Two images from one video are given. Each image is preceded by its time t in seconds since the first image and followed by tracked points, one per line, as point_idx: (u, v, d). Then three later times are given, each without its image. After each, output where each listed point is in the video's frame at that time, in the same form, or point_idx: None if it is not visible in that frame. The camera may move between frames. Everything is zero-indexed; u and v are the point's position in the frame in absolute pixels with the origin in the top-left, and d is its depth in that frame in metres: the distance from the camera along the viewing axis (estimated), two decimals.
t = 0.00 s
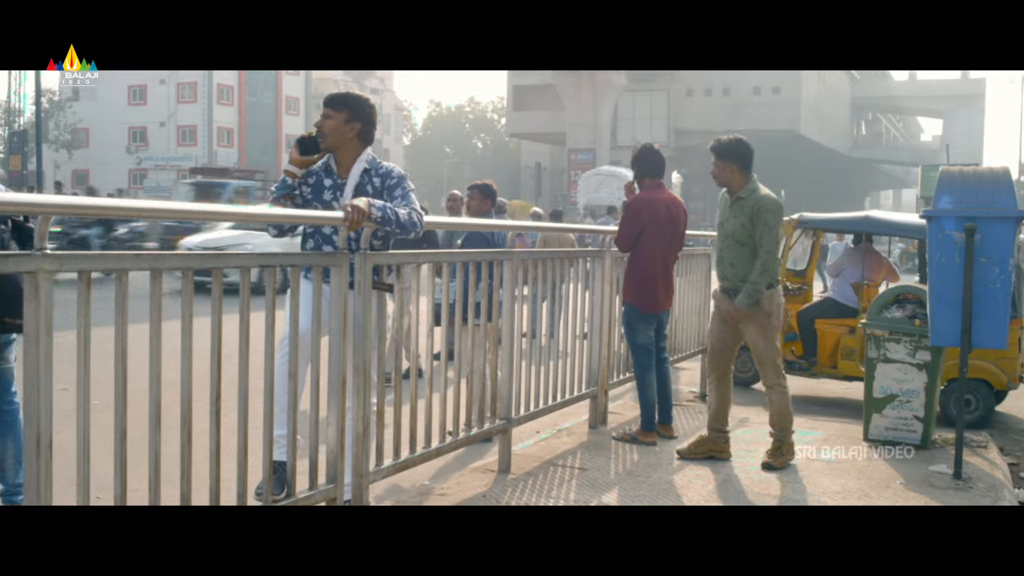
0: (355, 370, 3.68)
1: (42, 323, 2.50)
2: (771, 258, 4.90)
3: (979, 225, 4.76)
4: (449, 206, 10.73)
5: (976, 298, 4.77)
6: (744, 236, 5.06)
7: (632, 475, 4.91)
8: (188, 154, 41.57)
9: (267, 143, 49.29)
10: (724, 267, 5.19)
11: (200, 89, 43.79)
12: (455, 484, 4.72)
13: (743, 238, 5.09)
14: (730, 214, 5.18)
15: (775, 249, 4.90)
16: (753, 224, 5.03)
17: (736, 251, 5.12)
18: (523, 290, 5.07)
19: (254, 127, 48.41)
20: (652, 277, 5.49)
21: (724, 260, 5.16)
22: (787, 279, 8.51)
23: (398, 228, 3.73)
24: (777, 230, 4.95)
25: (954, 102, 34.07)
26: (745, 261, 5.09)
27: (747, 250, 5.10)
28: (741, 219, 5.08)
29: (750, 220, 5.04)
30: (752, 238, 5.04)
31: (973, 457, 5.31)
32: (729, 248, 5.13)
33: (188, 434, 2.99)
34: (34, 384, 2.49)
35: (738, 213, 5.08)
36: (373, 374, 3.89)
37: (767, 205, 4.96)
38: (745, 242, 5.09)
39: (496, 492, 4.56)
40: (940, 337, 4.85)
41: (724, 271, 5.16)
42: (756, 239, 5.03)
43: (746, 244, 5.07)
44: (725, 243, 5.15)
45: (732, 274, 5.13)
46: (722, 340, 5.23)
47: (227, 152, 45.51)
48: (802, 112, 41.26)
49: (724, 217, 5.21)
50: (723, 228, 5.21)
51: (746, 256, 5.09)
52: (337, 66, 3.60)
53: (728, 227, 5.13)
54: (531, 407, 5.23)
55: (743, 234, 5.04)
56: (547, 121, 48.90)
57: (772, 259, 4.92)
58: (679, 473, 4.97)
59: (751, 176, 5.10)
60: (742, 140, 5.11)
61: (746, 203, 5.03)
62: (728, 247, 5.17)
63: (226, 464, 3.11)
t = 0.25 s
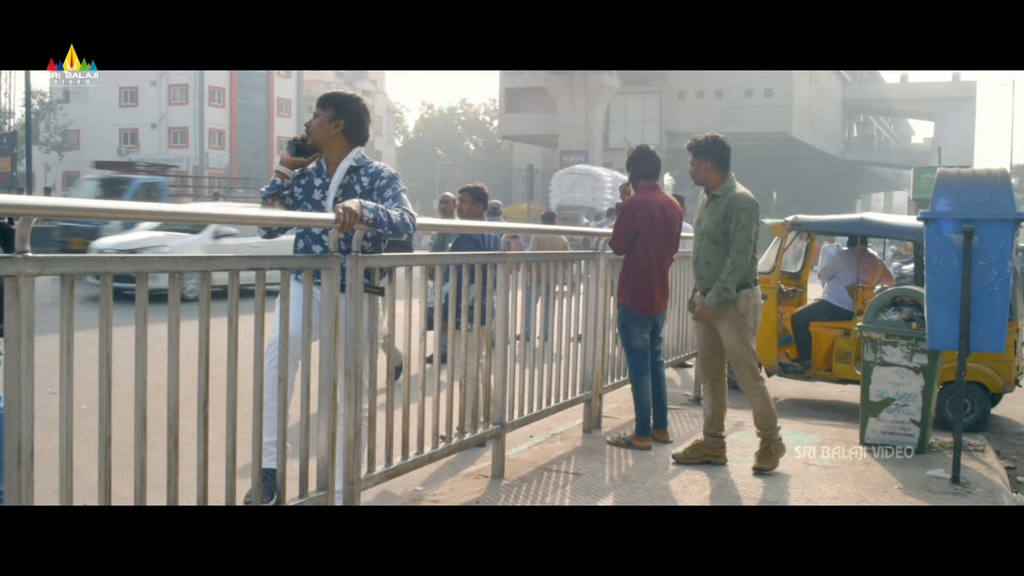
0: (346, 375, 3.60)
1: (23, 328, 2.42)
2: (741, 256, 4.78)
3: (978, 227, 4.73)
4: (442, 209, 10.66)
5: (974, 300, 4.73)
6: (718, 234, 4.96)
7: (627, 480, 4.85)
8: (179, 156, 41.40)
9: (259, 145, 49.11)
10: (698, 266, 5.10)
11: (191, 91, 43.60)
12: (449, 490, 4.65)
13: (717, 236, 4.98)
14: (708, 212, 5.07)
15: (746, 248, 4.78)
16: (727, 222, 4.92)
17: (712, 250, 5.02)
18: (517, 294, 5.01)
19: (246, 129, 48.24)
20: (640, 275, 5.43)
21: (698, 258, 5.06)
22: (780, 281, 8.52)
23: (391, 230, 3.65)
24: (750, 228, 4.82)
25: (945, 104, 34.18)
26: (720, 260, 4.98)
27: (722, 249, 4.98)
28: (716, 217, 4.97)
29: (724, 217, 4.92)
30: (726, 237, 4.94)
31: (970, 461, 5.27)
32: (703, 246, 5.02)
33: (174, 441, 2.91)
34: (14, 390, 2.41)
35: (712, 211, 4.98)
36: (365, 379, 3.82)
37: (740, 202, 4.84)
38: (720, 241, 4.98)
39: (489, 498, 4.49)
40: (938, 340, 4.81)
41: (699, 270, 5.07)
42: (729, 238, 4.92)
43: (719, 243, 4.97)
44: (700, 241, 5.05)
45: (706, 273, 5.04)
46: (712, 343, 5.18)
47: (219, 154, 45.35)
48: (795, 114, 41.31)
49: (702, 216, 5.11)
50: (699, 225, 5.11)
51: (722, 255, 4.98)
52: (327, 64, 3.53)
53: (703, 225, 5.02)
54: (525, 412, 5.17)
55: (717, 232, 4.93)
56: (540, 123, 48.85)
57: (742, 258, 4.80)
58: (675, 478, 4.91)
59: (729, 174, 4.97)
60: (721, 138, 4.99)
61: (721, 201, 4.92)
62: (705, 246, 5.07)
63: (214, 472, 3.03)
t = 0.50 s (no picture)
0: (335, 380, 3.51)
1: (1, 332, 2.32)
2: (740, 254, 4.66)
3: (973, 228, 4.70)
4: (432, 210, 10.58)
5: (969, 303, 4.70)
6: (711, 233, 4.89)
7: (620, 485, 4.79)
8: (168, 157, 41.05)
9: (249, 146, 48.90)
10: (689, 266, 5.01)
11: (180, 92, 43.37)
12: (440, 495, 4.58)
13: (709, 235, 4.91)
14: (696, 211, 4.99)
15: (743, 246, 4.67)
16: (719, 221, 4.85)
17: (701, 250, 4.93)
18: (508, 297, 4.95)
19: (235, 130, 48.02)
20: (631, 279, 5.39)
21: (690, 258, 4.97)
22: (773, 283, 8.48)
23: (381, 231, 3.58)
24: (744, 225, 4.73)
25: (935, 106, 34.23)
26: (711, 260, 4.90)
27: (713, 248, 4.90)
28: (706, 215, 4.88)
29: (715, 215, 4.84)
30: (718, 236, 4.87)
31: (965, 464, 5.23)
32: (694, 246, 4.94)
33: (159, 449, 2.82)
34: None
35: (704, 210, 4.90)
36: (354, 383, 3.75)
37: (731, 199, 4.76)
38: (711, 240, 4.90)
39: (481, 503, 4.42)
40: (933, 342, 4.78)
41: (690, 271, 4.98)
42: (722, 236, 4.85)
43: (711, 242, 4.90)
44: (690, 241, 4.97)
45: (697, 273, 4.96)
46: (704, 346, 5.08)
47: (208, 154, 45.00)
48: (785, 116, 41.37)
49: (689, 214, 5.02)
50: (688, 225, 5.03)
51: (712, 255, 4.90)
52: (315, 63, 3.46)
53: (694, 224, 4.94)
54: (516, 416, 5.10)
55: (709, 231, 4.86)
56: (530, 125, 48.79)
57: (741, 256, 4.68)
58: (668, 482, 4.86)
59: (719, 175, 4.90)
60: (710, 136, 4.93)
61: (712, 200, 4.85)
62: (694, 245, 4.97)
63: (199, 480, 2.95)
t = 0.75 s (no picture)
0: (322, 387, 3.43)
1: None
2: (745, 257, 4.57)
3: (968, 232, 4.65)
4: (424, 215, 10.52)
5: (965, 307, 4.65)
6: (709, 237, 4.79)
7: (613, 491, 4.73)
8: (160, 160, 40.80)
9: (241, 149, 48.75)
10: (684, 272, 4.90)
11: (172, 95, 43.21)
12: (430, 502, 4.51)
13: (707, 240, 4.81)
14: (693, 215, 4.90)
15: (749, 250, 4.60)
16: (718, 224, 4.76)
17: (697, 254, 4.83)
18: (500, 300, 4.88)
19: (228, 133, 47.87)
20: (634, 283, 5.34)
21: (686, 263, 4.87)
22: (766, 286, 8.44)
23: (369, 232, 3.51)
24: (747, 230, 4.66)
25: (926, 108, 34.29)
26: (707, 265, 4.79)
27: (709, 253, 4.80)
28: (705, 218, 4.80)
29: (715, 219, 4.76)
30: (716, 240, 4.78)
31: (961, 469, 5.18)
32: (690, 250, 4.85)
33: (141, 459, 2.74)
34: None
35: (701, 213, 4.82)
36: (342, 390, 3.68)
37: (733, 203, 4.70)
38: (708, 244, 4.80)
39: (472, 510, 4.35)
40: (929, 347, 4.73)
41: (685, 277, 4.87)
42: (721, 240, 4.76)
43: (709, 246, 4.80)
44: (687, 246, 4.87)
45: (692, 279, 4.84)
46: (697, 354, 4.98)
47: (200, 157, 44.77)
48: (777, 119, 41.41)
49: (686, 219, 4.93)
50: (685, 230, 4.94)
51: (708, 260, 4.80)
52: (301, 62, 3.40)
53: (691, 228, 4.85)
54: (508, 422, 5.03)
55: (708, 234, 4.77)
56: (523, 128, 48.76)
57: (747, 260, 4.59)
58: (661, 489, 4.80)
59: (718, 178, 4.86)
60: (708, 140, 4.90)
61: (711, 203, 4.77)
62: (690, 249, 4.87)
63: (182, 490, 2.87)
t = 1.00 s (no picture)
0: (313, 393, 3.36)
1: None
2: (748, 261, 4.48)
3: (968, 234, 4.60)
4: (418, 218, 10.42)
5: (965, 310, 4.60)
6: (713, 241, 4.73)
7: (609, 498, 4.66)
8: (156, 162, 40.64)
9: (238, 152, 48.63)
10: (688, 277, 4.83)
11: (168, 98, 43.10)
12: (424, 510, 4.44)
13: (712, 243, 4.74)
14: (697, 218, 4.83)
15: (751, 253, 4.51)
16: (723, 228, 4.70)
17: (702, 258, 4.76)
18: (494, 305, 4.81)
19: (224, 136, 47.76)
20: (631, 289, 5.28)
21: (691, 267, 4.80)
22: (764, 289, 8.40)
23: (361, 236, 3.46)
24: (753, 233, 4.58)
25: (924, 111, 34.27)
26: (711, 269, 4.73)
27: (713, 257, 4.74)
28: (710, 221, 4.73)
29: (720, 221, 4.69)
30: (721, 244, 4.71)
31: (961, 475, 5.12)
32: (695, 254, 4.78)
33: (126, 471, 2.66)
34: None
35: (707, 217, 4.76)
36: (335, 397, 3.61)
37: (737, 204, 4.63)
38: (712, 248, 4.74)
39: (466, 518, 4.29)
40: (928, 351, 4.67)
41: (689, 282, 4.80)
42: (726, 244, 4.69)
43: (713, 250, 4.73)
44: (692, 249, 4.80)
45: (696, 284, 4.77)
46: (686, 361, 4.90)
47: (197, 160, 44.64)
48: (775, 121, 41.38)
49: (691, 221, 4.86)
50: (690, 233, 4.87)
51: (712, 265, 4.73)
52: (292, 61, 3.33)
53: (696, 231, 4.78)
54: (503, 427, 4.96)
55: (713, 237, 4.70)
56: (520, 130, 48.68)
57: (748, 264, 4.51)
58: (659, 495, 4.74)
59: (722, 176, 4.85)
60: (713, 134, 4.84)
61: (718, 205, 4.71)
62: (695, 252, 4.80)
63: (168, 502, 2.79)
